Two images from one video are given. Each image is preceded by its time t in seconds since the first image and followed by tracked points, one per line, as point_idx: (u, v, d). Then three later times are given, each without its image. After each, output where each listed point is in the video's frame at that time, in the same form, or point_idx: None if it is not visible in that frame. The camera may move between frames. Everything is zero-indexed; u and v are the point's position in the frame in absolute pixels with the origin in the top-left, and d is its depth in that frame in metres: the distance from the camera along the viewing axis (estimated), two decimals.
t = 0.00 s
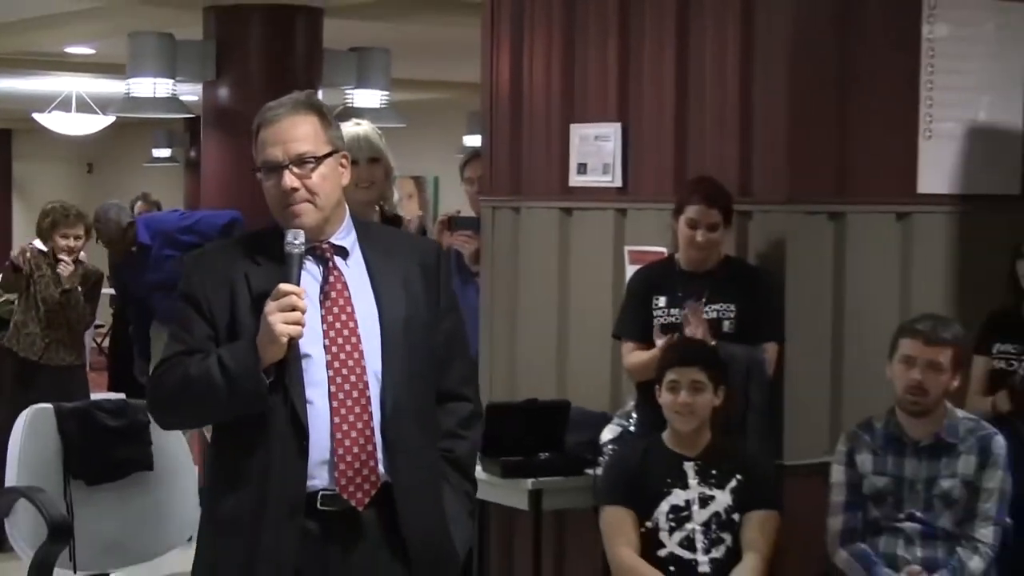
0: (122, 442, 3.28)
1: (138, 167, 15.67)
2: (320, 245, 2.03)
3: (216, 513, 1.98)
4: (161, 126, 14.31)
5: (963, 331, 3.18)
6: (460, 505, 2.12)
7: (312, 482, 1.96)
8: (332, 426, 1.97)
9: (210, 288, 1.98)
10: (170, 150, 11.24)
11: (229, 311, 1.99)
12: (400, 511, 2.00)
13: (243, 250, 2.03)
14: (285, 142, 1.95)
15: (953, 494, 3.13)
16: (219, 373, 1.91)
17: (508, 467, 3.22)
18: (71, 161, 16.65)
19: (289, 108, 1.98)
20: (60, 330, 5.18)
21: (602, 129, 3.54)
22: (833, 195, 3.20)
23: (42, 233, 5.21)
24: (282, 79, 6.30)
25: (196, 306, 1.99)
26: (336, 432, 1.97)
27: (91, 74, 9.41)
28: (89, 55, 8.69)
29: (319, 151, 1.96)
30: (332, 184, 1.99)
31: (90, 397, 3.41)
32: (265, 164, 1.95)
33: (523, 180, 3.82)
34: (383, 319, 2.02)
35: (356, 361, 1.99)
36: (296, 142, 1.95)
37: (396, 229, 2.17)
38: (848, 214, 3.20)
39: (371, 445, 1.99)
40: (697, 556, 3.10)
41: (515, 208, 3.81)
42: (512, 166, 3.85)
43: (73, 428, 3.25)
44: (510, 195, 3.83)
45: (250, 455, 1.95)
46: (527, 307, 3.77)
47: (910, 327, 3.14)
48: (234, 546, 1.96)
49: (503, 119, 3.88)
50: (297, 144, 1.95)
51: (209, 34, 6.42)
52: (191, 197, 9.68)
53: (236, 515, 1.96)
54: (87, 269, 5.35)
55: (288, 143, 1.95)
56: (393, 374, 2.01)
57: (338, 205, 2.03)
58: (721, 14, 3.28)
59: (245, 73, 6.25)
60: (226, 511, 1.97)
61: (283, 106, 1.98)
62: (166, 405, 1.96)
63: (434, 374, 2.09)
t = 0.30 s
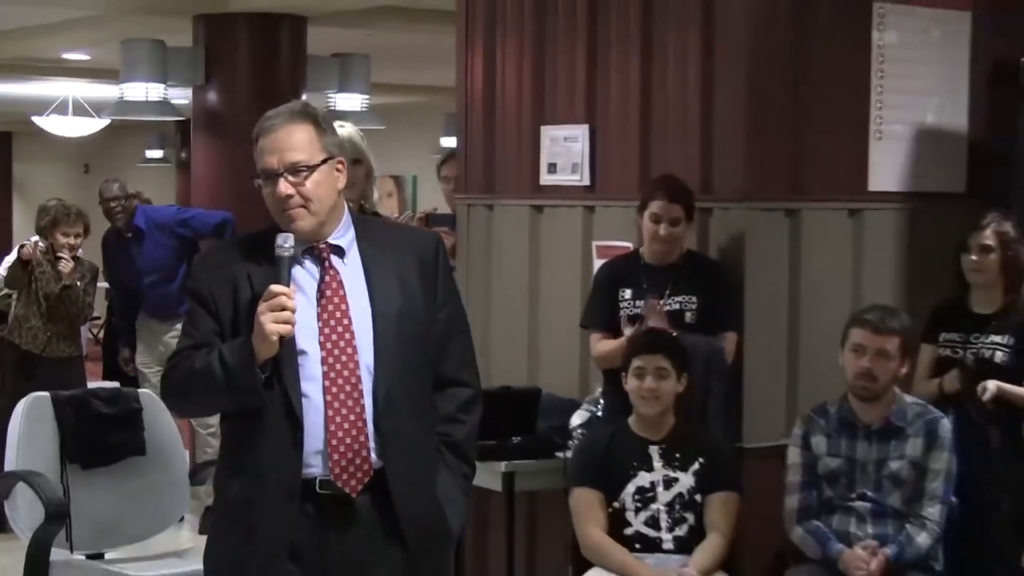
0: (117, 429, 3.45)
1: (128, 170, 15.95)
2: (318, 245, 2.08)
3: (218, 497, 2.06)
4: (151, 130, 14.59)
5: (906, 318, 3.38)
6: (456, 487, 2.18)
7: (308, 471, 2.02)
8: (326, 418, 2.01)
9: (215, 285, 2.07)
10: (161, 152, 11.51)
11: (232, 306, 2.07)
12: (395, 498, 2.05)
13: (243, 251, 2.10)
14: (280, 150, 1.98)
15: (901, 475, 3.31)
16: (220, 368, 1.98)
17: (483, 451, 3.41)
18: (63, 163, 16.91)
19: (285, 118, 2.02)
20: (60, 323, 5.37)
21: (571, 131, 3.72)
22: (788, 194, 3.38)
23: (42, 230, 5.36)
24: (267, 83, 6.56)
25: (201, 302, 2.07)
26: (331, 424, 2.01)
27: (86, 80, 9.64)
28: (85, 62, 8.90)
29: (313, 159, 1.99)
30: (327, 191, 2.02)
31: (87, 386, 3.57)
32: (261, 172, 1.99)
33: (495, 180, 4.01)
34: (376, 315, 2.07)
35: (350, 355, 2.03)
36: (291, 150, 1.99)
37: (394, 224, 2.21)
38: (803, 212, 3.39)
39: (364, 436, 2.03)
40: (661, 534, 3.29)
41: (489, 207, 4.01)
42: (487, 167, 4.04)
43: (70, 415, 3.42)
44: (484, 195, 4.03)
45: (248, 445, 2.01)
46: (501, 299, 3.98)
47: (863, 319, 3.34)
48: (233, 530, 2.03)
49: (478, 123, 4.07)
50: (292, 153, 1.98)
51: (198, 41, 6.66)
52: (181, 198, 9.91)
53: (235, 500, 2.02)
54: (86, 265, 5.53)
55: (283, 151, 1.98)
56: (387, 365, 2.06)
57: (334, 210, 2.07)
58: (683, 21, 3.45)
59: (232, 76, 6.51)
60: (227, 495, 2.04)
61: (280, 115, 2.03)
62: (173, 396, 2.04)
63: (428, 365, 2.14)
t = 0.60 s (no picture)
0: (114, 415, 3.64)
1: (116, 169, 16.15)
2: (310, 240, 2.24)
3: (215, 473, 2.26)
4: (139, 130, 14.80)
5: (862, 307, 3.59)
6: (442, 470, 2.33)
7: (290, 451, 2.20)
8: (308, 403, 2.18)
9: (214, 275, 2.27)
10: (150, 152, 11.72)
11: (229, 294, 2.26)
12: (372, 479, 2.21)
13: (239, 247, 2.28)
14: (275, 151, 2.15)
15: (856, 457, 3.51)
16: (211, 351, 2.17)
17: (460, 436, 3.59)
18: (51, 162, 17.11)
19: (283, 121, 2.18)
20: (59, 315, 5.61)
21: (545, 132, 3.92)
22: (749, 190, 3.58)
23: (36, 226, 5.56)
24: (257, 87, 6.74)
25: (202, 291, 2.27)
26: (312, 408, 2.18)
27: (83, 84, 9.89)
28: (82, 67, 9.14)
29: (306, 159, 2.15)
30: (318, 190, 2.18)
31: (85, 374, 3.74)
32: (258, 171, 2.16)
33: (472, 177, 4.21)
34: (360, 306, 2.22)
35: (332, 343, 2.19)
36: (285, 151, 2.15)
37: (393, 220, 2.35)
38: (763, 208, 3.59)
39: (344, 422, 2.19)
40: (630, 513, 3.48)
41: (467, 203, 4.21)
42: (464, 165, 4.24)
43: (68, 404, 3.59)
44: (462, 191, 4.23)
45: (238, 424, 2.20)
46: (479, 293, 4.18)
47: (820, 310, 3.51)
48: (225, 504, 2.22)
49: (456, 123, 4.27)
50: (286, 154, 2.14)
51: (191, 49, 6.87)
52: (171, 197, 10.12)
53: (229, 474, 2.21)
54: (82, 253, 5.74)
55: (278, 152, 2.15)
56: (368, 355, 2.21)
57: (326, 208, 2.22)
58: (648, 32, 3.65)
59: (224, 82, 6.71)
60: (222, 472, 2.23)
61: (279, 119, 2.19)
62: (174, 376, 2.24)
63: (413, 355, 2.28)
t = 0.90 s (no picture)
0: (117, 405, 3.82)
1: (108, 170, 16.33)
2: (304, 238, 2.31)
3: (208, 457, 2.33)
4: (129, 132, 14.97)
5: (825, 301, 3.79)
6: (421, 457, 2.39)
7: (276, 434, 2.26)
8: (294, 388, 2.25)
9: (211, 268, 2.34)
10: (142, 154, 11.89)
11: (224, 286, 2.33)
12: (354, 463, 2.27)
13: (237, 240, 2.34)
14: (280, 155, 2.20)
15: (821, 442, 3.70)
16: (206, 339, 2.22)
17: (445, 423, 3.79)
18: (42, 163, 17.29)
19: (286, 125, 2.23)
20: (55, 308, 5.79)
21: (525, 134, 4.11)
22: (719, 189, 3.77)
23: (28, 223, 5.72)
24: (252, 90, 6.91)
25: (200, 282, 2.34)
26: (298, 394, 2.24)
27: (79, 88, 10.06)
28: (83, 72, 9.34)
29: (309, 164, 2.21)
30: (318, 192, 2.25)
31: (87, 365, 3.91)
32: (262, 173, 2.22)
33: (457, 177, 4.41)
34: (346, 298, 2.28)
35: (319, 333, 2.26)
36: (289, 155, 2.20)
37: (381, 220, 2.42)
38: (732, 205, 3.79)
39: (327, 408, 2.25)
40: (607, 496, 3.65)
41: (451, 202, 4.41)
42: (449, 167, 4.44)
43: (72, 394, 3.77)
44: (446, 191, 4.43)
45: (230, 409, 2.26)
46: (462, 287, 4.39)
47: (786, 303, 3.70)
48: (215, 486, 2.28)
49: (441, 126, 4.47)
50: (290, 158, 2.20)
51: (189, 55, 6.99)
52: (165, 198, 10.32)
53: (220, 457, 2.27)
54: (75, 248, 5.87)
55: (283, 156, 2.20)
56: (353, 345, 2.27)
57: (323, 208, 2.29)
58: (623, 42, 3.82)
59: (220, 86, 6.87)
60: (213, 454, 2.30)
61: (283, 123, 2.24)
62: (170, 362, 2.30)
63: (396, 347, 2.34)
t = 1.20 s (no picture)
0: (121, 395, 4.01)
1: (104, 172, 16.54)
2: (294, 237, 2.38)
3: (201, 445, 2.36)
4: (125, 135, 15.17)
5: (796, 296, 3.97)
6: (405, 442, 2.46)
7: (275, 425, 2.31)
8: (292, 381, 2.31)
9: (203, 262, 2.35)
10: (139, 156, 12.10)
11: (216, 280, 2.35)
12: (349, 449, 2.34)
13: (229, 234, 2.37)
14: (279, 154, 2.28)
15: (790, 429, 3.89)
16: (205, 334, 2.25)
17: (435, 412, 4.00)
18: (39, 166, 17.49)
19: (283, 126, 2.31)
20: (49, 301, 5.96)
21: (509, 137, 4.31)
22: (694, 189, 3.98)
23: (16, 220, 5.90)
24: (249, 94, 7.09)
25: (190, 275, 2.35)
26: (297, 386, 2.30)
27: (77, 93, 10.26)
28: (90, 81, 9.60)
29: (306, 163, 2.30)
30: (311, 192, 2.33)
31: (92, 358, 4.11)
32: (260, 171, 2.29)
33: (444, 179, 4.61)
34: (337, 294, 2.37)
35: (313, 327, 2.33)
36: (287, 155, 2.28)
37: (359, 218, 2.51)
38: (706, 205, 3.99)
39: (324, 400, 2.32)
40: (588, 481, 3.82)
41: (439, 202, 4.61)
42: (436, 168, 4.64)
43: (79, 384, 3.97)
44: (433, 191, 4.63)
45: (228, 401, 2.30)
46: (450, 283, 4.59)
47: (758, 295, 3.86)
48: (212, 476, 2.32)
49: (429, 129, 4.66)
50: (288, 157, 2.28)
51: (190, 62, 7.18)
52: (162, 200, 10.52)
53: (218, 446, 2.31)
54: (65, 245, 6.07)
55: (282, 155, 2.28)
56: (347, 338, 2.36)
57: (314, 208, 2.37)
58: (603, 53, 4.03)
59: (220, 92, 7.04)
60: (208, 444, 2.34)
61: (279, 124, 2.32)
62: (163, 353, 2.32)
63: (381, 338, 2.43)
